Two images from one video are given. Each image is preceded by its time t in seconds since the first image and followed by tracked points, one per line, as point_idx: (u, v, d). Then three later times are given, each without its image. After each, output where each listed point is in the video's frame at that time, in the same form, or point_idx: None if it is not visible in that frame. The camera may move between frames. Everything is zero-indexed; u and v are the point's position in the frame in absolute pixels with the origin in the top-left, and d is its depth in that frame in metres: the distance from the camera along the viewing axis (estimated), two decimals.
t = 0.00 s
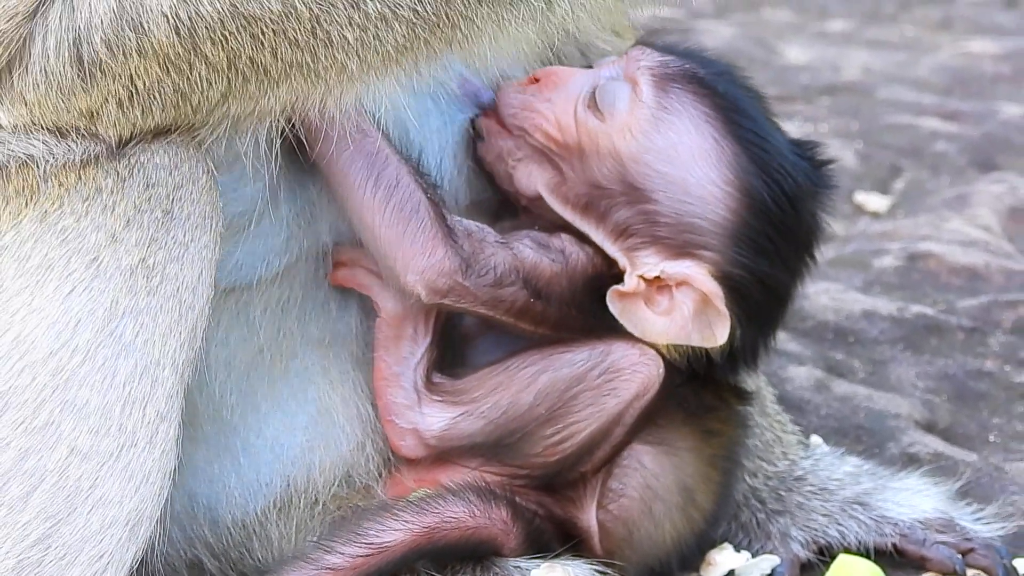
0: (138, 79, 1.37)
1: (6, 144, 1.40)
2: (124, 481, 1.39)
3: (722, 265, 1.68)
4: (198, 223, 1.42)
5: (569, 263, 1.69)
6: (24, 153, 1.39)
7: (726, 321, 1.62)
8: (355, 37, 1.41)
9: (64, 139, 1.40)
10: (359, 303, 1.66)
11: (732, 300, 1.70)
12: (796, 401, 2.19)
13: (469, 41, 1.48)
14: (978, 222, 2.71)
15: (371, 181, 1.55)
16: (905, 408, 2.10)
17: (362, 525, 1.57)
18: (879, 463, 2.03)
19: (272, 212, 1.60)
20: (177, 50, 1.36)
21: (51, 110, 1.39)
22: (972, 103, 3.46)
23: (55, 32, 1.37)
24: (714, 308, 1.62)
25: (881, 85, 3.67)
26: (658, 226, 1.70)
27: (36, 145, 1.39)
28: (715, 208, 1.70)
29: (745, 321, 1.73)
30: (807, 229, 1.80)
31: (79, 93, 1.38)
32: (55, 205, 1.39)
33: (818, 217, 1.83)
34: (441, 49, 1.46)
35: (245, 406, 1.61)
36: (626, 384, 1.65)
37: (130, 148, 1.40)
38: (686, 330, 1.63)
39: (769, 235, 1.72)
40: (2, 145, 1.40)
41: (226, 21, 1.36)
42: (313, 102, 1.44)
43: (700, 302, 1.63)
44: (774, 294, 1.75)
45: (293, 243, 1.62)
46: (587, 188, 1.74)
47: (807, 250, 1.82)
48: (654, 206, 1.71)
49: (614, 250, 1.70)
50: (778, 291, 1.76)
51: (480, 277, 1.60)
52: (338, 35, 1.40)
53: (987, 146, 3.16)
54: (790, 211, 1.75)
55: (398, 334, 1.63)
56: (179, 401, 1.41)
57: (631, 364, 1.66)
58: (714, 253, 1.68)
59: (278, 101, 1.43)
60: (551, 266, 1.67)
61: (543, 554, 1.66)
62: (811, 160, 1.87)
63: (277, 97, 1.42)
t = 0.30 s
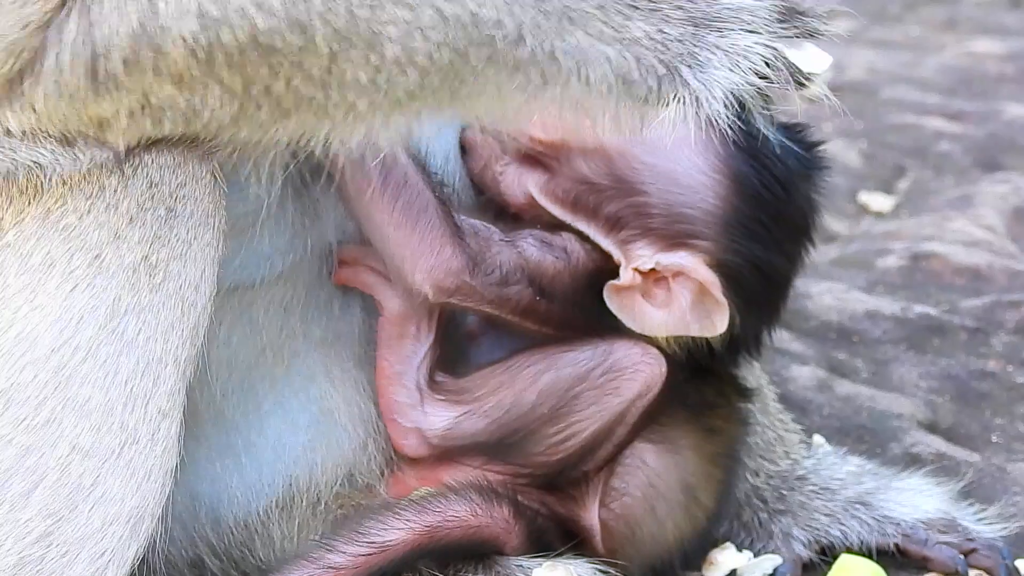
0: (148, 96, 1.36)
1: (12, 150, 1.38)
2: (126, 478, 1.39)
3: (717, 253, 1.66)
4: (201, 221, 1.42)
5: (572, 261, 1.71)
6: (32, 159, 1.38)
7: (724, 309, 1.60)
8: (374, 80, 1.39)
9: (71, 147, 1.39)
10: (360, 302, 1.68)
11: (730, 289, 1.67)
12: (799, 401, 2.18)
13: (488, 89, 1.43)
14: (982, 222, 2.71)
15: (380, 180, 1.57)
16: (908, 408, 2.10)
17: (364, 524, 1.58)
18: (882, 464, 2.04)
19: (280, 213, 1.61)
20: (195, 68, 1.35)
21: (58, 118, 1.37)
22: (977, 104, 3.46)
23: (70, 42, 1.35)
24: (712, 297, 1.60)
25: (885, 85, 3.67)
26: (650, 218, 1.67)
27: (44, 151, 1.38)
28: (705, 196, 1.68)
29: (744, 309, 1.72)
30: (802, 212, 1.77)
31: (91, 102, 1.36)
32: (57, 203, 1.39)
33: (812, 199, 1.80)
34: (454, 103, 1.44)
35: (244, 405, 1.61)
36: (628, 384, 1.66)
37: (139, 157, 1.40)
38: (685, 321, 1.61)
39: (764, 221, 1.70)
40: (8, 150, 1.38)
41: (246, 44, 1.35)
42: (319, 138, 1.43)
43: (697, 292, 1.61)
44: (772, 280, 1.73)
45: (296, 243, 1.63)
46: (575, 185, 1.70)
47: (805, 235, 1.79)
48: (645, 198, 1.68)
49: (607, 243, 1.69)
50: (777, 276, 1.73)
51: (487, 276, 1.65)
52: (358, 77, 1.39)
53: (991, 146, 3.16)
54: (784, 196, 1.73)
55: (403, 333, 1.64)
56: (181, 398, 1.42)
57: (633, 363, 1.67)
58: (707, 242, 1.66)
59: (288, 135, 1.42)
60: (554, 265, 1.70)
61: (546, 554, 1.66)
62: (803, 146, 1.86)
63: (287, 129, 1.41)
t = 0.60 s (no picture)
0: (224, 78, 1.39)
1: (65, 156, 1.39)
2: (127, 485, 1.39)
3: (710, 257, 1.67)
4: (202, 230, 1.40)
5: (564, 261, 1.69)
6: (87, 164, 1.39)
7: (716, 311, 1.62)
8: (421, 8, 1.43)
9: (133, 146, 1.40)
10: (358, 301, 1.65)
11: (722, 294, 1.68)
12: (798, 401, 2.18)
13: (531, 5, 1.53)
14: (980, 220, 2.71)
15: (375, 172, 1.55)
16: (907, 407, 2.10)
17: (362, 526, 1.57)
18: (881, 462, 2.03)
19: (281, 208, 1.58)
20: (268, 40, 1.38)
21: (121, 119, 1.39)
22: (974, 102, 3.46)
23: (143, 40, 1.38)
24: (703, 300, 1.62)
25: (882, 84, 3.67)
26: (643, 220, 1.69)
27: (103, 154, 1.39)
28: (699, 201, 1.69)
29: (734, 314, 1.71)
30: (793, 219, 1.77)
31: (161, 96, 1.39)
32: (60, 210, 1.39)
33: (804, 206, 1.81)
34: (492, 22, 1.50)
35: (246, 406, 1.61)
36: (626, 383, 1.65)
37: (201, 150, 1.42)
38: (677, 325, 1.63)
39: (755, 227, 1.70)
40: (61, 157, 1.39)
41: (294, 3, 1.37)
42: (371, 78, 1.46)
43: (689, 294, 1.63)
44: (763, 286, 1.73)
45: (298, 237, 1.60)
46: (571, 185, 1.73)
47: (796, 243, 1.79)
48: (639, 200, 1.70)
49: (601, 244, 1.70)
50: (767, 283, 1.73)
51: (480, 271, 1.61)
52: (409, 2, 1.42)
53: (989, 144, 3.16)
54: (775, 203, 1.73)
55: (400, 333, 1.62)
56: (183, 405, 1.41)
57: (630, 362, 1.66)
58: (702, 246, 1.67)
59: (342, 83, 1.44)
60: (547, 265, 1.67)
61: (545, 554, 1.67)
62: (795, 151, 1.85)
63: (342, 80, 1.44)
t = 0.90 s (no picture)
0: (186, 120, 1.39)
1: (46, 167, 1.38)
2: (133, 479, 1.39)
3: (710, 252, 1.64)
4: (212, 226, 1.41)
5: (568, 256, 1.67)
6: (70, 174, 1.38)
7: (718, 310, 1.57)
8: (388, 107, 1.44)
9: (107, 164, 1.38)
10: (364, 296, 1.68)
11: (724, 289, 1.65)
12: (803, 397, 2.19)
13: (503, 130, 1.50)
14: (987, 218, 2.70)
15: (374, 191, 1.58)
16: (912, 405, 2.10)
17: (367, 521, 1.58)
18: (886, 459, 2.03)
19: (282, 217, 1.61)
20: (232, 95, 1.39)
21: (94, 136, 1.37)
22: (981, 101, 3.45)
23: (105, 67, 1.37)
24: (706, 297, 1.57)
25: (890, 83, 3.67)
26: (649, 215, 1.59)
27: (81, 169, 1.38)
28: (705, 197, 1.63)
29: (733, 309, 1.71)
30: (796, 216, 1.78)
31: (125, 124, 1.38)
32: (66, 206, 1.38)
33: (806, 203, 1.82)
34: (464, 140, 1.49)
35: (253, 401, 1.63)
36: (632, 377, 1.65)
37: (181, 180, 1.41)
38: (677, 322, 1.58)
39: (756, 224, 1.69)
40: (42, 167, 1.38)
41: (263, 68, 1.39)
42: (341, 160, 1.47)
43: (690, 290, 1.57)
44: (762, 282, 1.73)
45: (290, 249, 1.63)
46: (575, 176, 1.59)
47: (794, 239, 1.80)
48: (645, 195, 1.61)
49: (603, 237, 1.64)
50: (766, 279, 1.74)
51: (484, 270, 1.66)
52: (379, 98, 1.43)
53: (996, 143, 3.15)
54: (776, 200, 1.73)
55: (404, 329, 1.65)
56: (191, 400, 1.42)
57: (635, 356, 1.66)
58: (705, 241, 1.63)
59: (309, 159, 1.47)
60: (550, 259, 1.67)
61: (550, 549, 1.65)
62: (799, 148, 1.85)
63: (311, 154, 1.46)
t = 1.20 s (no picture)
0: (182, 130, 1.37)
1: (45, 173, 1.38)
2: (139, 483, 1.38)
3: (712, 258, 1.68)
4: (217, 227, 1.40)
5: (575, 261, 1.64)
6: (70, 180, 1.38)
7: (718, 312, 1.63)
8: (372, 128, 1.42)
9: (105, 170, 1.38)
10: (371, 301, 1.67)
11: (722, 292, 1.70)
12: (810, 397, 2.19)
13: (474, 158, 1.46)
14: (992, 217, 2.71)
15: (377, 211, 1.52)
16: (918, 404, 2.10)
17: (374, 524, 1.57)
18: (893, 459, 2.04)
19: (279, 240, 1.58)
20: (226, 106, 1.38)
21: (90, 145, 1.37)
22: (985, 100, 3.46)
23: (100, 76, 1.35)
24: (708, 300, 1.63)
25: (893, 82, 3.67)
26: (650, 220, 1.66)
27: (80, 176, 1.38)
28: (705, 203, 1.67)
29: (733, 312, 1.74)
30: (796, 220, 1.78)
31: (120, 132, 1.37)
32: (68, 213, 1.39)
33: (807, 209, 1.81)
34: (430, 175, 1.46)
35: (262, 408, 1.62)
36: (638, 378, 1.68)
37: (183, 188, 1.40)
38: (679, 323, 1.64)
39: (759, 229, 1.71)
40: (41, 173, 1.38)
41: (258, 80, 1.38)
42: (322, 185, 1.45)
43: (693, 293, 1.64)
44: (762, 286, 1.75)
45: (291, 258, 1.60)
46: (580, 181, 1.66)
47: (794, 246, 1.81)
48: (645, 200, 1.66)
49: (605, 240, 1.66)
50: (765, 282, 1.76)
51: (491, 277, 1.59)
52: (369, 117, 1.42)
53: (1001, 143, 3.16)
54: (781, 205, 1.74)
55: (411, 333, 1.64)
56: (196, 402, 1.40)
57: (642, 357, 1.68)
58: (706, 247, 1.67)
59: (297, 180, 1.44)
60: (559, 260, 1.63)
61: (558, 551, 1.67)
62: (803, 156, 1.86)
63: (298, 173, 1.43)
